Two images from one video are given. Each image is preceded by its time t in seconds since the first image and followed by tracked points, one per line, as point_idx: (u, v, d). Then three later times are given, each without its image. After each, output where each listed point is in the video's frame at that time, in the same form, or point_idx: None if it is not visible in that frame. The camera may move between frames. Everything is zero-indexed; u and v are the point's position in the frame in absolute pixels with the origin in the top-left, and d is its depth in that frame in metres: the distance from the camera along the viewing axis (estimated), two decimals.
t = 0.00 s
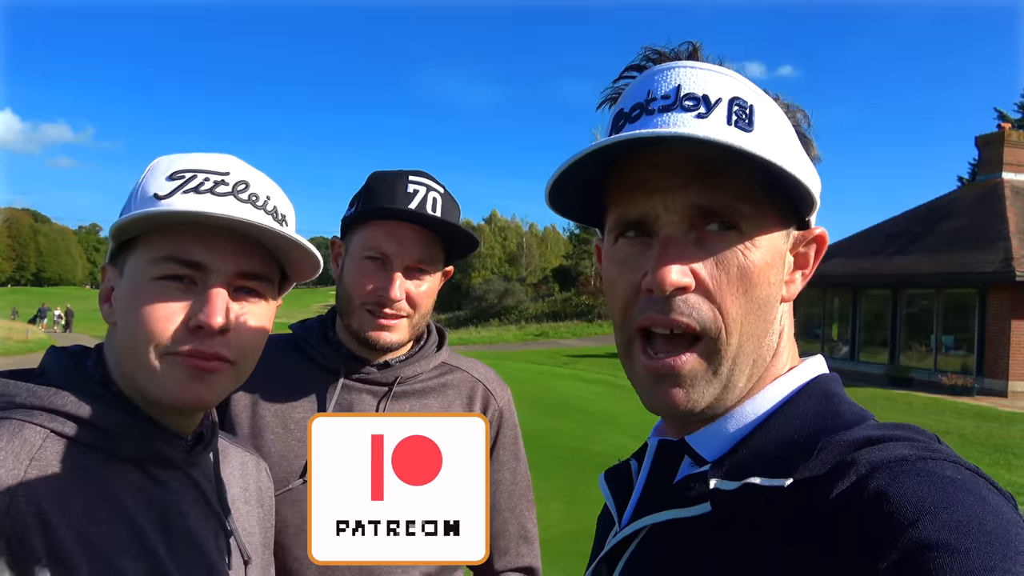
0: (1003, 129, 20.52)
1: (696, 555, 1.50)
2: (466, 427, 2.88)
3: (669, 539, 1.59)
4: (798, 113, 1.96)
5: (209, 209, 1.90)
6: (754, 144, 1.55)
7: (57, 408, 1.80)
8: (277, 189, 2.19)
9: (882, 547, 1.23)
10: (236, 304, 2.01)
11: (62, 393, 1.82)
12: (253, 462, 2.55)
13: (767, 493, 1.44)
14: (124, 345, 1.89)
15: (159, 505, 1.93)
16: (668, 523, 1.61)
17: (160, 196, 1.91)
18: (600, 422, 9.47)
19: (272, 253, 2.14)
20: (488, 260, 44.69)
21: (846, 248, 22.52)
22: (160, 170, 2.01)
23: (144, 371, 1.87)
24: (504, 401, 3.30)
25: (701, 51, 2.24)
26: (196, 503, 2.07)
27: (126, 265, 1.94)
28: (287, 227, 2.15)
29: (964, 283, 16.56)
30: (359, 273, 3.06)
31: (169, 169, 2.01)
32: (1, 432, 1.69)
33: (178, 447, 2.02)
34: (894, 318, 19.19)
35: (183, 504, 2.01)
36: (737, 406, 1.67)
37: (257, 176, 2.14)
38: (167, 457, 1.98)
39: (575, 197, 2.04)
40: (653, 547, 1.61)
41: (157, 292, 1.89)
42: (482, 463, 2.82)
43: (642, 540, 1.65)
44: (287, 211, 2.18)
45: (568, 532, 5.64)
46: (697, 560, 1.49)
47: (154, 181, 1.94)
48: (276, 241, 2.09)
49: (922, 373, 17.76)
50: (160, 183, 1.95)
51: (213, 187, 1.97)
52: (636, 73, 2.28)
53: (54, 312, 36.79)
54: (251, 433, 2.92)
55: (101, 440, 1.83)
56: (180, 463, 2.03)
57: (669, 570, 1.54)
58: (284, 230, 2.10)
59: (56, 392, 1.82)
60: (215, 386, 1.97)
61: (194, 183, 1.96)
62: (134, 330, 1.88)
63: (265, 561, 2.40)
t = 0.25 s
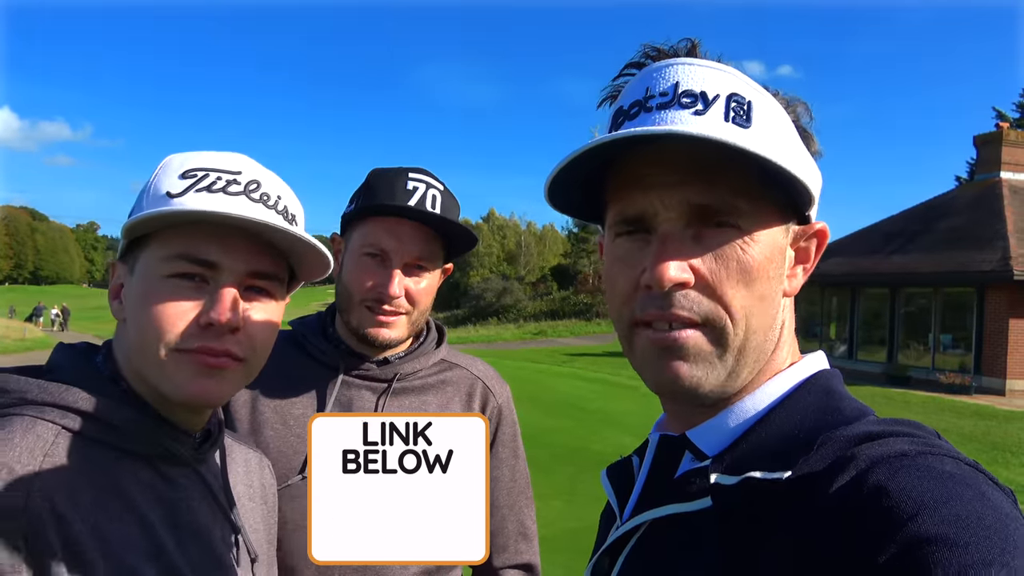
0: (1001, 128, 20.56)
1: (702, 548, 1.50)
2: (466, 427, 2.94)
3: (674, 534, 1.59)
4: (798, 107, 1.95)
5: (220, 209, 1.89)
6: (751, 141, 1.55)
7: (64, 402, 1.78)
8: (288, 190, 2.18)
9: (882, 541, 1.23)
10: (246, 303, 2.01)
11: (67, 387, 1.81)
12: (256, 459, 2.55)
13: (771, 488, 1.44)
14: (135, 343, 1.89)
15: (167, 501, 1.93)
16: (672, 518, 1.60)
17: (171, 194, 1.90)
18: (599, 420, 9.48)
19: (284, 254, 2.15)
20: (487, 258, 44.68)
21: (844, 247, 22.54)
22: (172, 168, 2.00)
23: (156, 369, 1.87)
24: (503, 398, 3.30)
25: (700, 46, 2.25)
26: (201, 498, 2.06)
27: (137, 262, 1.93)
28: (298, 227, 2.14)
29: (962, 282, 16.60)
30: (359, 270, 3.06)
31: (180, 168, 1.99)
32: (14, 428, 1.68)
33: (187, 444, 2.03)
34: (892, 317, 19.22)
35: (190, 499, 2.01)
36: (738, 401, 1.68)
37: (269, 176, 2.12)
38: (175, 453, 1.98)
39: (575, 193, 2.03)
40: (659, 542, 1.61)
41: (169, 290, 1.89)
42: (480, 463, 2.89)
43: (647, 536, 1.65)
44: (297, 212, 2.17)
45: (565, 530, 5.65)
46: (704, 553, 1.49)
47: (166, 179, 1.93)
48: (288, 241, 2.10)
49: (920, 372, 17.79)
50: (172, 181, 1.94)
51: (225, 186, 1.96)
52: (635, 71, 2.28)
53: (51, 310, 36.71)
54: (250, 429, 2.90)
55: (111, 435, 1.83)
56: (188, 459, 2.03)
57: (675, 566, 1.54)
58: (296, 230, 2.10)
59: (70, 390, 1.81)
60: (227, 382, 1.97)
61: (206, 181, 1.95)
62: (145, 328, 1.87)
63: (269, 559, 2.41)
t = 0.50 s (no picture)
0: (995, 122, 20.61)
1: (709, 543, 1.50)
2: (467, 428, 2.92)
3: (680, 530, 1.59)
4: (813, 86, 1.80)
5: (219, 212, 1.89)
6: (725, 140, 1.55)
7: (67, 405, 1.78)
8: (287, 190, 2.17)
9: (896, 541, 1.23)
10: (247, 306, 2.00)
11: (70, 390, 1.81)
12: (264, 463, 2.55)
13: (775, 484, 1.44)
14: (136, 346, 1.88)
15: (169, 503, 1.92)
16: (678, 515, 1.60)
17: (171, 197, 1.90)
18: (598, 419, 9.48)
19: (284, 254, 2.14)
20: (484, 258, 44.65)
21: (840, 243, 22.58)
22: (170, 170, 1.99)
23: (157, 372, 1.87)
24: (499, 397, 3.30)
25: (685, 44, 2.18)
26: (205, 500, 2.06)
27: (138, 265, 1.93)
28: (297, 227, 2.13)
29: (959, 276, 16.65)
30: (353, 269, 3.05)
31: (178, 170, 1.98)
32: (14, 429, 1.67)
33: (190, 445, 2.01)
34: (889, 312, 19.26)
35: (191, 500, 2.00)
36: (750, 398, 1.67)
37: (267, 177, 2.11)
38: (178, 455, 1.97)
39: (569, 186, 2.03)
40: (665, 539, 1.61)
41: (169, 293, 1.88)
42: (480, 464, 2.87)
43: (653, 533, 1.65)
44: (296, 211, 2.16)
45: (564, 529, 5.64)
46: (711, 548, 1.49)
47: (165, 182, 1.92)
48: (288, 242, 2.08)
49: (918, 366, 17.83)
50: (171, 184, 1.93)
51: (224, 188, 1.95)
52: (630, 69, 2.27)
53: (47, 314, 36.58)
54: (249, 431, 2.90)
55: (113, 437, 1.82)
56: (190, 461, 2.02)
57: (684, 562, 1.54)
58: (294, 231, 2.09)
59: (71, 393, 1.80)
60: (227, 385, 1.96)
61: (205, 184, 1.94)
62: (146, 331, 1.87)
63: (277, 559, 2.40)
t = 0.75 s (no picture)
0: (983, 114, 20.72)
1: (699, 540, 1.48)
2: (467, 428, 2.91)
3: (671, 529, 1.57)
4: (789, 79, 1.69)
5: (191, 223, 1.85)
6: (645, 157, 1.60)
7: (47, 415, 1.76)
8: (262, 194, 2.14)
9: (896, 541, 1.23)
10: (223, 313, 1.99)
11: (50, 400, 1.79)
12: (248, 467, 2.50)
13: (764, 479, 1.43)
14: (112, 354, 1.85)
15: (146, 510, 1.90)
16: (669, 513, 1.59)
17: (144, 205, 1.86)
18: (592, 417, 9.48)
19: (260, 261, 2.11)
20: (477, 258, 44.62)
21: (832, 236, 22.66)
22: (144, 177, 1.95)
23: (132, 381, 1.84)
24: (476, 396, 3.30)
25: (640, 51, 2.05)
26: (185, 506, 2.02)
27: (112, 271, 1.89)
28: (272, 232, 2.10)
29: (951, 268, 16.74)
30: (326, 273, 3.03)
31: (149, 177, 1.94)
32: None
33: (168, 452, 1.97)
34: (881, 305, 19.34)
35: (171, 506, 1.97)
36: (753, 393, 1.61)
37: (241, 181, 2.07)
38: (157, 462, 1.93)
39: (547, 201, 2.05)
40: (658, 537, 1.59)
41: (144, 301, 1.86)
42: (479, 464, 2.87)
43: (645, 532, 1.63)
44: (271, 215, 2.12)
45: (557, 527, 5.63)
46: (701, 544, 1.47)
47: (138, 189, 1.89)
48: (262, 248, 2.04)
49: (911, 358, 17.91)
50: (144, 191, 1.89)
51: (197, 195, 1.91)
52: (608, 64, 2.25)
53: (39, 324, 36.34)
54: (227, 436, 2.86)
55: (90, 445, 1.80)
56: (168, 467, 1.97)
57: (687, 559, 1.52)
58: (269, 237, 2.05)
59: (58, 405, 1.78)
60: (206, 391, 1.94)
61: (178, 190, 1.91)
62: (122, 339, 1.84)
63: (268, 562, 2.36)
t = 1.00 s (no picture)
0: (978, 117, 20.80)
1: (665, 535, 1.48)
2: (467, 428, 2.88)
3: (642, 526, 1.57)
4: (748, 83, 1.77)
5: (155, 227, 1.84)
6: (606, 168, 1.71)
7: (33, 430, 1.77)
8: (224, 197, 2.13)
9: (876, 535, 1.22)
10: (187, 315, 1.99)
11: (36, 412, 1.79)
12: (217, 469, 2.50)
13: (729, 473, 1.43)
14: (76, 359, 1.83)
15: (114, 512, 1.90)
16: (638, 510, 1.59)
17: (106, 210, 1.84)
18: (591, 423, 9.47)
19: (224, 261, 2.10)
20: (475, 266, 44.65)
21: (829, 240, 22.72)
22: (104, 182, 1.93)
23: (99, 385, 1.82)
24: (435, 394, 3.31)
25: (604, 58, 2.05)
26: (154, 508, 2.02)
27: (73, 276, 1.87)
28: (235, 234, 2.09)
29: (947, 270, 16.79)
30: (286, 288, 3.01)
31: (109, 181, 1.92)
32: None
33: (134, 454, 1.97)
34: (879, 308, 19.37)
35: (140, 507, 1.97)
36: (733, 391, 1.60)
37: (203, 184, 2.06)
38: (123, 465, 1.93)
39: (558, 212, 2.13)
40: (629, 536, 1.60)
41: (109, 305, 1.84)
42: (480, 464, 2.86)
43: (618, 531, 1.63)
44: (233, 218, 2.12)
45: (555, 534, 5.61)
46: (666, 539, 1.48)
47: (99, 194, 1.86)
48: (221, 248, 2.03)
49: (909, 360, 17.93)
50: (105, 195, 1.87)
51: (159, 199, 1.90)
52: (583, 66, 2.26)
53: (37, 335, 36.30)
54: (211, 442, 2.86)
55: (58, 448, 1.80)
56: (134, 470, 1.97)
57: (670, 556, 1.52)
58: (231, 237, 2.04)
59: (49, 420, 1.79)
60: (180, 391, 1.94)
61: (140, 195, 1.89)
62: (87, 344, 1.82)
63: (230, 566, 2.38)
